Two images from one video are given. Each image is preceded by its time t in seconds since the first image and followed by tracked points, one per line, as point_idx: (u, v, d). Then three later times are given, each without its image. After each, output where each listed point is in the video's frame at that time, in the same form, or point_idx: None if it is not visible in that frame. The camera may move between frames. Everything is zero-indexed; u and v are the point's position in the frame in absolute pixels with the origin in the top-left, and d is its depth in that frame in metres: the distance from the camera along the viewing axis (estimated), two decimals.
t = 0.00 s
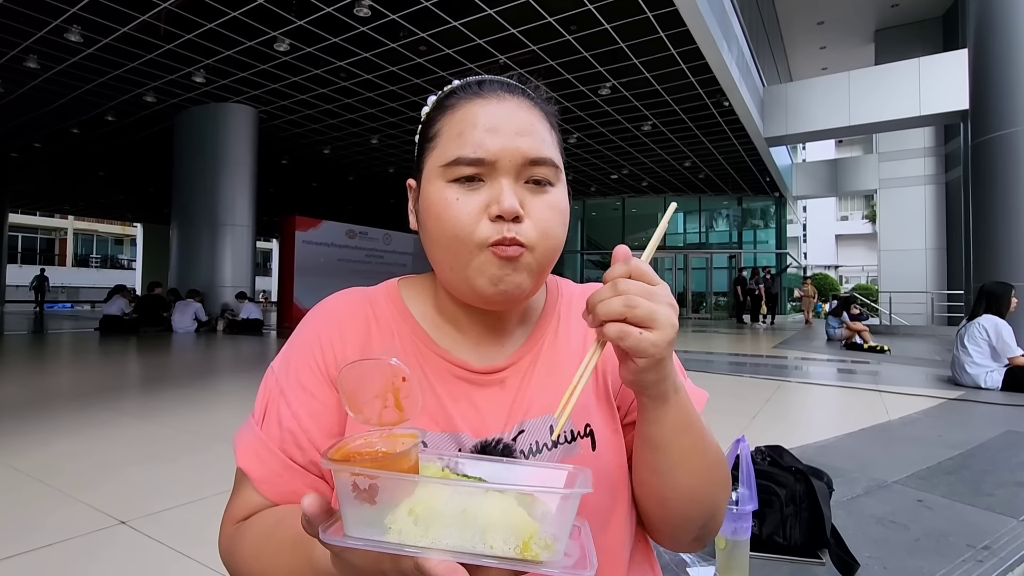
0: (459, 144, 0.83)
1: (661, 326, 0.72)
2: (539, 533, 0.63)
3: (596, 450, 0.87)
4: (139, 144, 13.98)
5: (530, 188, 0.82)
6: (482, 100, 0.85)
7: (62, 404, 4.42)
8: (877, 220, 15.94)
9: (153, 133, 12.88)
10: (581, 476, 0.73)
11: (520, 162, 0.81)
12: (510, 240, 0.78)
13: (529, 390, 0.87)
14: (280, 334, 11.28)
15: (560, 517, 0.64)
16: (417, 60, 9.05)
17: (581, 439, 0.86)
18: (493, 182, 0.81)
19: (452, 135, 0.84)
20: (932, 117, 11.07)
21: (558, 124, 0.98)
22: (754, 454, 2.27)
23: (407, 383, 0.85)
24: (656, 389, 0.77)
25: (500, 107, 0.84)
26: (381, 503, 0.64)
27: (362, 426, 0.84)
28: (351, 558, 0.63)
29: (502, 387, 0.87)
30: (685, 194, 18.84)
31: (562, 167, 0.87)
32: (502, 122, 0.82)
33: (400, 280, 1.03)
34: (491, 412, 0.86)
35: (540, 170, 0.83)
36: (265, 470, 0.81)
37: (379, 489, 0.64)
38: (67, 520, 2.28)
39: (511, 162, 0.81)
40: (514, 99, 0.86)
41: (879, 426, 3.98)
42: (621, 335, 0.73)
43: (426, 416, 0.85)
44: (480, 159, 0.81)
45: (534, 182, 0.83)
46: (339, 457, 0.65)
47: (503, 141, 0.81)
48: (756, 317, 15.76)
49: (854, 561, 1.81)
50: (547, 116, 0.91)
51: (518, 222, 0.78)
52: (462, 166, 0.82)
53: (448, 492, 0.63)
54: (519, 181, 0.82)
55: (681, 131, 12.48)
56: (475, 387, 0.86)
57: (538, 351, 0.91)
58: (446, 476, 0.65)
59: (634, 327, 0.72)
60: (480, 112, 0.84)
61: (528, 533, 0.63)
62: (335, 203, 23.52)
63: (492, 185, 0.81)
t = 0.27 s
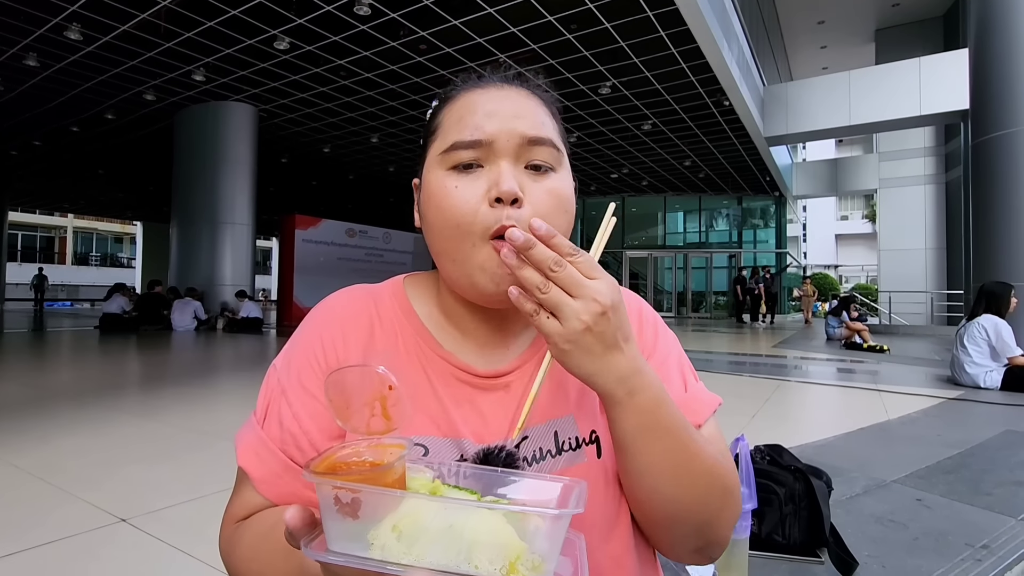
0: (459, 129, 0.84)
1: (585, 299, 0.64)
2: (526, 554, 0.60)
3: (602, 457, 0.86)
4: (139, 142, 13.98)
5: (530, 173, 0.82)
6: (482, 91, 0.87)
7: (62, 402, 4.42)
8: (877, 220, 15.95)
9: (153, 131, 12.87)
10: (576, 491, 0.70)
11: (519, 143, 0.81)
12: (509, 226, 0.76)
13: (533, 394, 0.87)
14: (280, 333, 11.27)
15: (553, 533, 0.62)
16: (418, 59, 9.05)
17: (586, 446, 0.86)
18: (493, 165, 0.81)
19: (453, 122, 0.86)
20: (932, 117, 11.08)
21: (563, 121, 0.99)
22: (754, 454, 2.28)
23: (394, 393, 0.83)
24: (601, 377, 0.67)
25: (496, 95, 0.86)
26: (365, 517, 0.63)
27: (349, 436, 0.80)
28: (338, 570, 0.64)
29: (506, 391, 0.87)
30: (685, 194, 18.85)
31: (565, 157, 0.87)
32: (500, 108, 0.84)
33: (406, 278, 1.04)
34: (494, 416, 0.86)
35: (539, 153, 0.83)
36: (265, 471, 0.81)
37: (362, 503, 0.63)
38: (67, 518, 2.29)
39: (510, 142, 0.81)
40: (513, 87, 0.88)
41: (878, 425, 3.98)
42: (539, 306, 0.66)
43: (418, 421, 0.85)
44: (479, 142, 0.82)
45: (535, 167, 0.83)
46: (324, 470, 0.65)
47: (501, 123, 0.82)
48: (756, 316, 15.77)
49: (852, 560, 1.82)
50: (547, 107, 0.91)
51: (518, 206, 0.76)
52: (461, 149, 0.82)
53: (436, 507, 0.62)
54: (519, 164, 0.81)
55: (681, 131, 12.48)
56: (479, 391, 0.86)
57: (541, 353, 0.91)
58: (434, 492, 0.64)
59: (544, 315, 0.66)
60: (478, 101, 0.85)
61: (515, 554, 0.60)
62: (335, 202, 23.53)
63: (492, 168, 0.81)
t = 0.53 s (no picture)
0: (456, 143, 0.82)
1: (558, 311, 0.65)
2: (525, 551, 0.60)
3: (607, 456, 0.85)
4: (139, 140, 13.97)
5: (532, 191, 0.80)
6: (482, 96, 0.84)
7: (62, 399, 4.42)
8: (877, 219, 15.94)
9: (153, 129, 12.86)
10: (578, 486, 0.69)
11: (519, 163, 0.79)
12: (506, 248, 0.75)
13: (536, 400, 0.87)
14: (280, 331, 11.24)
15: (554, 531, 0.62)
16: (418, 58, 9.04)
17: (593, 446, 0.85)
18: (491, 184, 0.79)
19: (450, 133, 0.84)
20: (932, 116, 11.08)
21: (571, 120, 0.96)
22: (754, 451, 2.28)
23: (391, 385, 0.83)
24: (584, 389, 0.67)
25: (498, 103, 0.83)
26: (359, 514, 0.63)
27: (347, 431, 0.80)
28: (335, 567, 0.64)
29: (511, 390, 0.86)
30: (685, 193, 18.85)
31: (570, 164, 0.85)
32: (501, 119, 0.81)
33: (411, 274, 1.03)
34: (498, 414, 0.85)
35: (541, 170, 0.80)
36: (266, 465, 0.81)
37: (356, 499, 0.63)
38: (68, 515, 2.29)
39: (509, 162, 0.79)
40: (516, 92, 0.85)
41: (877, 424, 3.99)
42: (517, 321, 0.66)
43: (417, 417, 0.85)
44: (477, 159, 0.80)
45: (538, 185, 0.81)
46: (318, 463, 0.65)
47: (499, 139, 0.80)
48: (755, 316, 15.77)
49: (852, 559, 1.82)
50: (553, 108, 0.89)
51: (516, 226, 0.76)
52: (458, 166, 0.80)
53: (433, 503, 0.62)
54: (517, 183, 0.80)
55: (681, 129, 12.48)
56: (484, 390, 0.86)
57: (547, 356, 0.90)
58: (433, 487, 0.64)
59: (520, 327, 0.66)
60: (478, 109, 0.83)
61: (514, 551, 0.60)
62: (335, 200, 23.53)
63: (489, 187, 0.79)
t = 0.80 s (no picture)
0: (457, 142, 0.82)
1: (553, 309, 0.65)
2: (531, 551, 0.60)
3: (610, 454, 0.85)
4: (138, 139, 13.95)
5: (534, 190, 0.80)
6: (483, 93, 0.84)
7: (62, 398, 4.43)
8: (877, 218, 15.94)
9: (152, 127, 12.85)
10: (585, 483, 0.69)
11: (522, 161, 0.79)
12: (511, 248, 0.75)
13: (536, 399, 0.86)
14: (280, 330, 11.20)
15: (559, 529, 0.62)
16: (418, 56, 9.03)
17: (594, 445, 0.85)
18: (494, 183, 0.79)
19: (451, 132, 0.84)
20: (932, 116, 11.09)
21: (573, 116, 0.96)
22: (754, 450, 2.27)
23: (392, 381, 0.83)
24: (579, 389, 0.67)
25: (501, 100, 0.82)
26: (360, 514, 0.63)
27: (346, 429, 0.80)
28: (335, 569, 0.64)
29: (512, 387, 0.86)
30: (685, 192, 18.85)
31: (572, 162, 0.84)
32: (504, 117, 0.80)
33: (409, 271, 1.03)
34: (500, 411, 0.85)
35: (544, 170, 0.80)
36: (264, 467, 0.81)
37: (357, 499, 0.63)
38: (68, 513, 2.29)
39: (511, 160, 0.79)
40: (518, 89, 0.84)
41: (877, 423, 3.99)
42: (511, 317, 0.67)
43: (416, 415, 0.84)
44: (478, 158, 0.79)
45: (540, 183, 0.81)
46: (318, 464, 0.64)
47: (503, 138, 0.79)
48: (755, 315, 15.77)
49: (851, 558, 1.82)
50: (555, 104, 0.89)
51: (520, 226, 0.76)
52: (459, 166, 0.80)
53: (436, 504, 0.62)
54: (520, 182, 0.80)
55: (681, 128, 12.47)
56: (486, 388, 0.86)
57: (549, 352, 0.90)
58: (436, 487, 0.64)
59: (515, 323, 0.67)
60: (480, 106, 0.82)
61: (520, 551, 0.60)
62: (335, 199, 23.51)
63: (492, 187, 0.79)
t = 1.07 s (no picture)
0: (458, 139, 0.81)
1: (547, 302, 0.65)
2: (532, 541, 0.60)
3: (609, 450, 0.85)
4: (138, 137, 13.93)
5: (534, 185, 0.80)
6: (483, 90, 0.84)
7: (62, 396, 4.42)
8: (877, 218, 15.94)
9: (152, 126, 12.84)
10: (585, 476, 0.70)
11: (523, 157, 0.79)
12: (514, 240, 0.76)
13: (534, 396, 0.86)
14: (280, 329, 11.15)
15: (559, 520, 0.62)
16: (418, 55, 9.03)
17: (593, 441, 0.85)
18: (494, 179, 0.79)
19: (451, 129, 0.83)
20: (932, 115, 11.10)
21: (572, 114, 0.96)
22: (753, 449, 2.27)
23: (391, 373, 0.84)
24: (573, 381, 0.67)
25: (500, 98, 0.82)
26: (360, 505, 0.63)
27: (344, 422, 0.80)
28: (336, 561, 0.64)
29: (511, 382, 0.86)
30: (684, 191, 18.85)
31: (571, 159, 0.84)
32: (504, 115, 0.80)
33: (408, 268, 1.03)
34: (498, 406, 0.85)
35: (545, 166, 0.80)
36: (262, 462, 0.80)
37: (357, 490, 0.63)
38: (66, 510, 2.29)
39: (512, 156, 0.79)
40: (519, 86, 0.84)
41: (876, 422, 4.00)
42: (506, 311, 0.67)
43: (414, 410, 0.84)
44: (479, 155, 0.79)
45: (540, 180, 0.81)
46: (316, 454, 0.65)
47: (503, 135, 0.79)
48: (755, 314, 15.76)
49: (850, 556, 1.83)
50: (556, 103, 0.89)
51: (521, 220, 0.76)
52: (459, 163, 0.80)
53: (435, 495, 0.62)
54: (520, 179, 0.80)
55: (681, 128, 12.46)
56: (484, 383, 0.85)
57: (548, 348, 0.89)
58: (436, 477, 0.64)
59: (509, 317, 0.67)
60: (481, 102, 0.82)
61: (521, 541, 0.60)
62: (334, 198, 23.50)
63: (492, 183, 0.79)
